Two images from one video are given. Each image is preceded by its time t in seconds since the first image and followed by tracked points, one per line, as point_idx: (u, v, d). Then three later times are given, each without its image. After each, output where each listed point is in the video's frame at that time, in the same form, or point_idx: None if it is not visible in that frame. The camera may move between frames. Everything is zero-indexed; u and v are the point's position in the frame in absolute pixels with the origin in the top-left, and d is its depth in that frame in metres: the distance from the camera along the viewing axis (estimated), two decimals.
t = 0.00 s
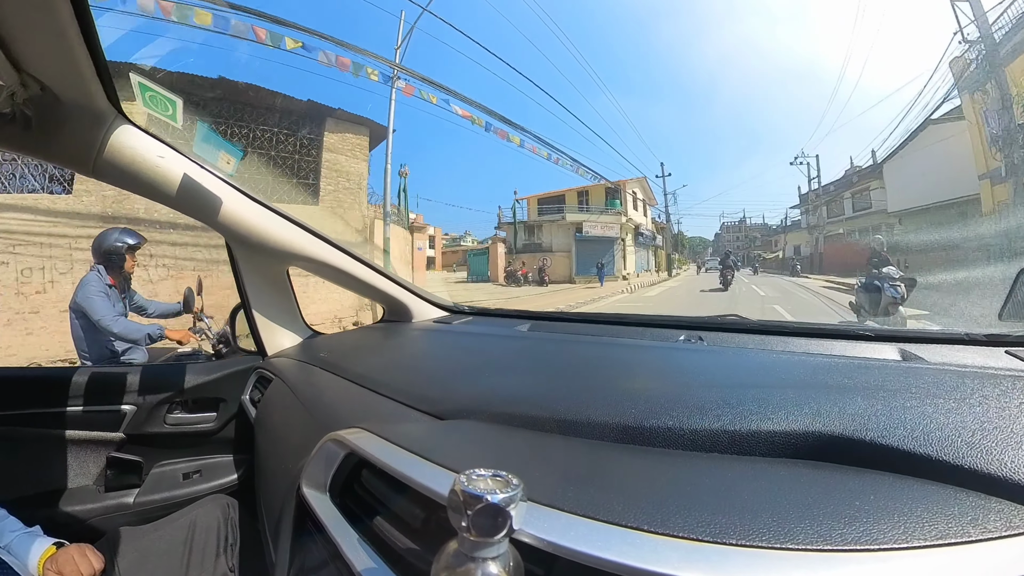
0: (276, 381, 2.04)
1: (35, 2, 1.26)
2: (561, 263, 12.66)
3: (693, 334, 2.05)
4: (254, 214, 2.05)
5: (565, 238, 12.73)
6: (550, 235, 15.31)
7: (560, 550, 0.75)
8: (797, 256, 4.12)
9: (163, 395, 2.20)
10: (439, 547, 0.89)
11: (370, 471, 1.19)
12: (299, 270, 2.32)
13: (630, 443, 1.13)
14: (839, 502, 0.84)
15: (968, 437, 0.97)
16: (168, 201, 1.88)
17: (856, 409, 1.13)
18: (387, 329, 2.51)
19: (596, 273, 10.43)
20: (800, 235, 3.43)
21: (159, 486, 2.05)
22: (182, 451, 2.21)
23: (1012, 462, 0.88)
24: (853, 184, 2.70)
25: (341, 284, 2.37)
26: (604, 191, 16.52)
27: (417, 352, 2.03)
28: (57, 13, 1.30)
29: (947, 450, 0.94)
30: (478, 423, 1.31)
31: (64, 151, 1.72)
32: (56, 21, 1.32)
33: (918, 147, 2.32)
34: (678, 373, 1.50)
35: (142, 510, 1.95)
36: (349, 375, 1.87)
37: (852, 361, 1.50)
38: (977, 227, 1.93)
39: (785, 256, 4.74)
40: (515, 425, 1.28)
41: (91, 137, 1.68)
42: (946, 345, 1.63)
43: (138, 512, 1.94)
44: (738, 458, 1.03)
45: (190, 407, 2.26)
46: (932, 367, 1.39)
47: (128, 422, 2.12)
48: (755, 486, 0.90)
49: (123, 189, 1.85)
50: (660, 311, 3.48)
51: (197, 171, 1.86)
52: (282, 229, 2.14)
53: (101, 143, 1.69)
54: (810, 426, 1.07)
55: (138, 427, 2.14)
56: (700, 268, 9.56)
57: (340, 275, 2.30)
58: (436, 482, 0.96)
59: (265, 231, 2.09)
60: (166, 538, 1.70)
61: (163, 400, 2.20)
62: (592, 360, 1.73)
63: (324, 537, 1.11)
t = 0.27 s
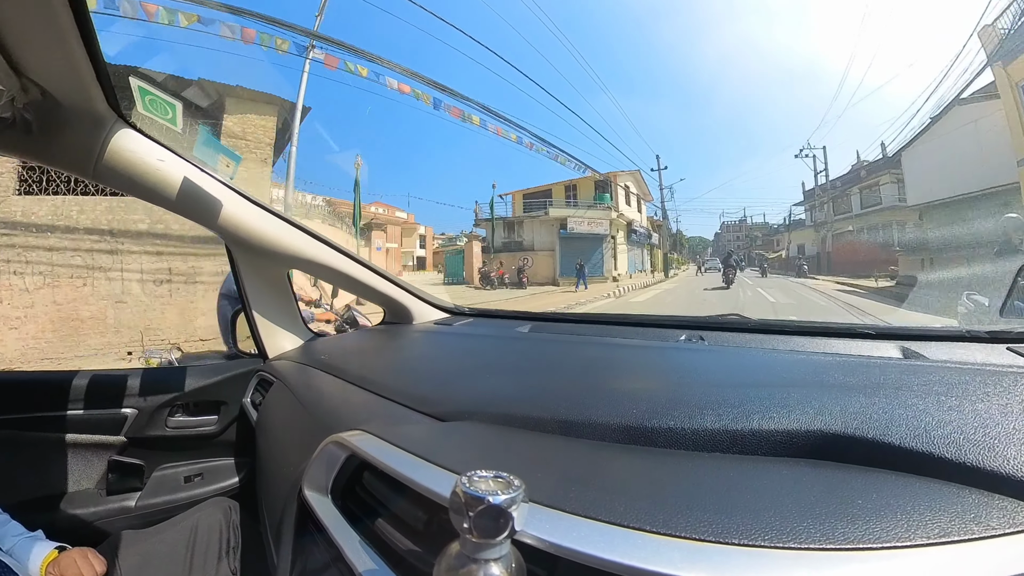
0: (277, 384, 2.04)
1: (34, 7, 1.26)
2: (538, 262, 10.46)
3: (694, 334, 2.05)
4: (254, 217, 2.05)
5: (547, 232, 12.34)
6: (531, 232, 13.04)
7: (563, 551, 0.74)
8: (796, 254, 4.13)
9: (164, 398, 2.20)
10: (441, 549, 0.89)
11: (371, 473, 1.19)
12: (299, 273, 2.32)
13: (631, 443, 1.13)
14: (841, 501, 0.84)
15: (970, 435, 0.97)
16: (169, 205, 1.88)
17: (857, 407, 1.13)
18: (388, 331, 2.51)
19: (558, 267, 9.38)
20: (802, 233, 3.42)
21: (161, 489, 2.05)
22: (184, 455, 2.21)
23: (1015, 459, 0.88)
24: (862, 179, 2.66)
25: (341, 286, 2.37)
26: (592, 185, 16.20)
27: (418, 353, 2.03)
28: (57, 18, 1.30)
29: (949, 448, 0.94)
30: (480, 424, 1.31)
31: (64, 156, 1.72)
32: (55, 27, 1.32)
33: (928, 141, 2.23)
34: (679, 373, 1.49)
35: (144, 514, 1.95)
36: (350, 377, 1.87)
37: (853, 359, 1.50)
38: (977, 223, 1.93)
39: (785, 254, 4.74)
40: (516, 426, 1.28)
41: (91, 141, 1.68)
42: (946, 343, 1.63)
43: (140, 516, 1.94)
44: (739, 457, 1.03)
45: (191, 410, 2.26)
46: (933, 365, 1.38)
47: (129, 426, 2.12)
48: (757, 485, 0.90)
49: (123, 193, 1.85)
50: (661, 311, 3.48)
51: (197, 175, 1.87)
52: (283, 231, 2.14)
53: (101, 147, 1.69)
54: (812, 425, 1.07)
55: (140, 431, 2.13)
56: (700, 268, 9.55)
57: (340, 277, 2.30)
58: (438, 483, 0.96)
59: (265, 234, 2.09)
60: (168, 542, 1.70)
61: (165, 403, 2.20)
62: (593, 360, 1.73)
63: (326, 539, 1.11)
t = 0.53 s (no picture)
0: (279, 384, 2.05)
1: (32, 10, 1.26)
2: (517, 259, 10.54)
3: (694, 332, 2.05)
4: (254, 219, 2.05)
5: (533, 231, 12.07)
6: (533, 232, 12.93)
7: (565, 549, 0.74)
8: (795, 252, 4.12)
9: (165, 400, 2.20)
10: (444, 548, 0.89)
11: (374, 473, 1.19)
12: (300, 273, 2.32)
13: (632, 442, 1.13)
14: (843, 498, 0.84)
15: (971, 431, 0.97)
16: (169, 207, 1.88)
17: (858, 404, 1.13)
18: (389, 331, 2.51)
19: (534, 264, 9.29)
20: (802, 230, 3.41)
21: (164, 491, 2.05)
22: (186, 456, 2.21)
23: (1016, 455, 0.88)
24: (871, 174, 2.50)
25: (342, 287, 2.37)
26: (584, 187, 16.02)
27: (419, 353, 2.03)
28: (55, 21, 1.30)
29: (950, 444, 0.94)
30: (481, 423, 1.31)
31: (63, 158, 1.72)
32: (53, 29, 1.32)
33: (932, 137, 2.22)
34: (680, 372, 1.49)
35: (146, 515, 1.95)
36: (351, 378, 1.87)
37: (854, 356, 1.50)
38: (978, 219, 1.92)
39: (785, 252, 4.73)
40: (518, 425, 1.28)
41: (90, 144, 1.68)
42: (947, 339, 1.63)
43: (143, 518, 1.94)
44: (740, 455, 1.03)
45: (193, 411, 2.26)
46: (934, 361, 1.39)
47: (131, 428, 2.12)
48: (758, 482, 0.90)
49: (123, 196, 1.85)
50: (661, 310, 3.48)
51: (197, 177, 1.87)
52: (283, 233, 2.14)
53: (101, 150, 1.69)
54: (813, 422, 1.07)
55: (142, 433, 2.13)
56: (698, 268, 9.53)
57: (340, 277, 2.30)
58: (441, 482, 0.96)
59: (265, 235, 2.09)
60: (171, 543, 1.70)
61: (166, 405, 2.20)
62: (594, 359, 1.73)
63: (329, 539, 1.11)
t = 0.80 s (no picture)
0: (281, 385, 2.05)
1: (31, 13, 1.26)
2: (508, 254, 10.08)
3: (696, 329, 2.05)
4: (254, 220, 2.05)
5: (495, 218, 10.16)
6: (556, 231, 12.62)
7: (568, 547, 0.75)
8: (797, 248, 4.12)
9: (167, 401, 2.21)
10: (447, 547, 0.89)
11: (376, 472, 1.20)
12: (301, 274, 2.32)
13: (634, 439, 1.13)
14: (845, 494, 0.84)
15: (973, 427, 0.97)
16: (169, 209, 1.89)
17: (860, 400, 1.13)
18: (391, 330, 2.52)
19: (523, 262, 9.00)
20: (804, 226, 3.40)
21: (167, 492, 2.05)
22: (189, 457, 2.21)
23: (1018, 451, 0.88)
24: (881, 168, 2.55)
25: (344, 287, 2.37)
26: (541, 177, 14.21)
27: (421, 352, 2.04)
28: (54, 24, 1.31)
29: (952, 440, 0.94)
30: (484, 422, 1.31)
31: (63, 161, 1.72)
32: (52, 33, 1.32)
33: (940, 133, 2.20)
34: (681, 369, 1.49)
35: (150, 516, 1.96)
36: (353, 378, 1.87)
37: (856, 353, 1.50)
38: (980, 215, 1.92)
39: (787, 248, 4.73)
40: (520, 424, 1.28)
41: (90, 146, 1.68)
42: (949, 335, 1.63)
43: (146, 519, 1.94)
44: (743, 452, 1.03)
45: (195, 412, 2.27)
46: (935, 357, 1.39)
47: (134, 430, 2.12)
48: (761, 479, 0.90)
49: (123, 198, 1.85)
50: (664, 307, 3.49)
51: (197, 178, 1.87)
52: (284, 234, 2.14)
53: (100, 152, 1.69)
54: (815, 419, 1.07)
55: (144, 434, 2.14)
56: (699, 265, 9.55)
57: (341, 277, 2.30)
58: (443, 482, 0.96)
59: (266, 236, 2.09)
60: (174, 544, 1.70)
61: (169, 407, 2.20)
62: (596, 357, 1.73)
63: (332, 539, 1.11)
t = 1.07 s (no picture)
0: (282, 385, 2.05)
1: (32, 14, 1.26)
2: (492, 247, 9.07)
3: (698, 329, 2.05)
4: (255, 220, 2.05)
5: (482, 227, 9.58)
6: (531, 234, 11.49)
7: (568, 549, 0.74)
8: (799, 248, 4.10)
9: (169, 401, 2.21)
10: (448, 548, 0.89)
11: (377, 473, 1.20)
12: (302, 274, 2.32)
13: (636, 440, 1.13)
14: (847, 496, 0.83)
15: (977, 429, 0.96)
16: (170, 209, 1.89)
17: (862, 402, 1.12)
18: (392, 330, 2.51)
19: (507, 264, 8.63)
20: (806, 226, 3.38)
21: (168, 491, 2.06)
22: (190, 457, 2.22)
23: (1021, 453, 0.88)
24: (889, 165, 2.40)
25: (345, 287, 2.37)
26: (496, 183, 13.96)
27: (422, 352, 2.04)
28: (55, 25, 1.31)
29: (955, 442, 0.94)
30: (485, 422, 1.31)
31: (64, 161, 1.73)
32: (53, 34, 1.33)
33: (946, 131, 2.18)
34: (683, 369, 1.49)
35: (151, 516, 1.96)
36: (355, 378, 1.87)
37: (858, 353, 1.49)
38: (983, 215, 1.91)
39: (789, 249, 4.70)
40: (521, 424, 1.28)
41: (91, 146, 1.68)
42: (952, 336, 1.62)
43: (148, 518, 1.95)
44: (744, 453, 1.02)
45: (197, 412, 2.27)
46: (938, 359, 1.38)
47: (135, 429, 2.13)
48: (762, 481, 0.90)
49: (125, 198, 1.85)
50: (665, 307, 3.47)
51: (198, 179, 1.87)
52: (285, 234, 2.15)
53: (102, 153, 1.70)
54: (817, 420, 1.06)
55: (146, 434, 2.14)
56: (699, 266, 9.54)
57: (342, 277, 2.31)
58: (444, 482, 0.96)
59: (267, 236, 2.09)
60: (175, 544, 1.70)
61: (170, 406, 2.21)
62: (597, 357, 1.73)
63: (333, 540, 1.11)
